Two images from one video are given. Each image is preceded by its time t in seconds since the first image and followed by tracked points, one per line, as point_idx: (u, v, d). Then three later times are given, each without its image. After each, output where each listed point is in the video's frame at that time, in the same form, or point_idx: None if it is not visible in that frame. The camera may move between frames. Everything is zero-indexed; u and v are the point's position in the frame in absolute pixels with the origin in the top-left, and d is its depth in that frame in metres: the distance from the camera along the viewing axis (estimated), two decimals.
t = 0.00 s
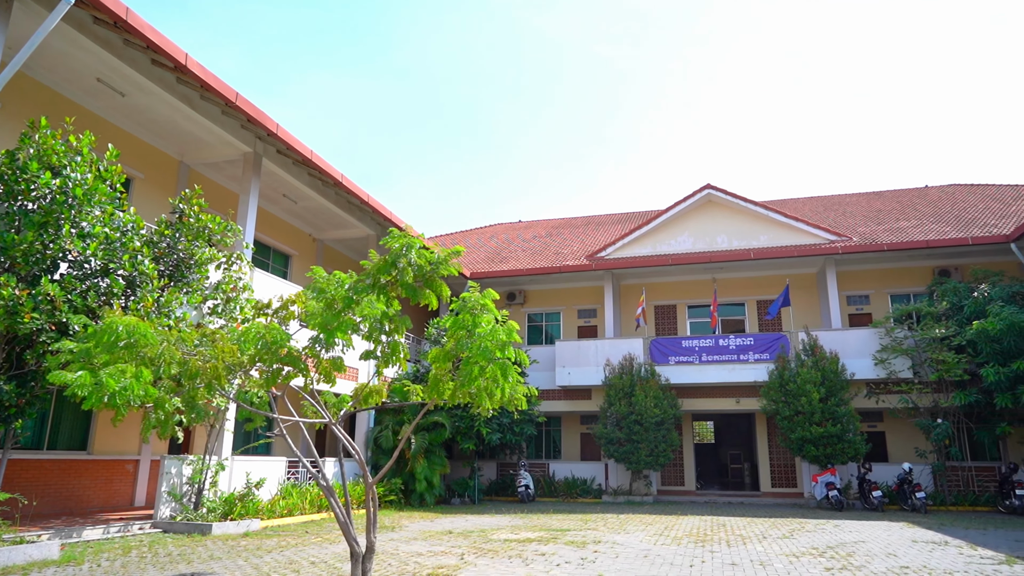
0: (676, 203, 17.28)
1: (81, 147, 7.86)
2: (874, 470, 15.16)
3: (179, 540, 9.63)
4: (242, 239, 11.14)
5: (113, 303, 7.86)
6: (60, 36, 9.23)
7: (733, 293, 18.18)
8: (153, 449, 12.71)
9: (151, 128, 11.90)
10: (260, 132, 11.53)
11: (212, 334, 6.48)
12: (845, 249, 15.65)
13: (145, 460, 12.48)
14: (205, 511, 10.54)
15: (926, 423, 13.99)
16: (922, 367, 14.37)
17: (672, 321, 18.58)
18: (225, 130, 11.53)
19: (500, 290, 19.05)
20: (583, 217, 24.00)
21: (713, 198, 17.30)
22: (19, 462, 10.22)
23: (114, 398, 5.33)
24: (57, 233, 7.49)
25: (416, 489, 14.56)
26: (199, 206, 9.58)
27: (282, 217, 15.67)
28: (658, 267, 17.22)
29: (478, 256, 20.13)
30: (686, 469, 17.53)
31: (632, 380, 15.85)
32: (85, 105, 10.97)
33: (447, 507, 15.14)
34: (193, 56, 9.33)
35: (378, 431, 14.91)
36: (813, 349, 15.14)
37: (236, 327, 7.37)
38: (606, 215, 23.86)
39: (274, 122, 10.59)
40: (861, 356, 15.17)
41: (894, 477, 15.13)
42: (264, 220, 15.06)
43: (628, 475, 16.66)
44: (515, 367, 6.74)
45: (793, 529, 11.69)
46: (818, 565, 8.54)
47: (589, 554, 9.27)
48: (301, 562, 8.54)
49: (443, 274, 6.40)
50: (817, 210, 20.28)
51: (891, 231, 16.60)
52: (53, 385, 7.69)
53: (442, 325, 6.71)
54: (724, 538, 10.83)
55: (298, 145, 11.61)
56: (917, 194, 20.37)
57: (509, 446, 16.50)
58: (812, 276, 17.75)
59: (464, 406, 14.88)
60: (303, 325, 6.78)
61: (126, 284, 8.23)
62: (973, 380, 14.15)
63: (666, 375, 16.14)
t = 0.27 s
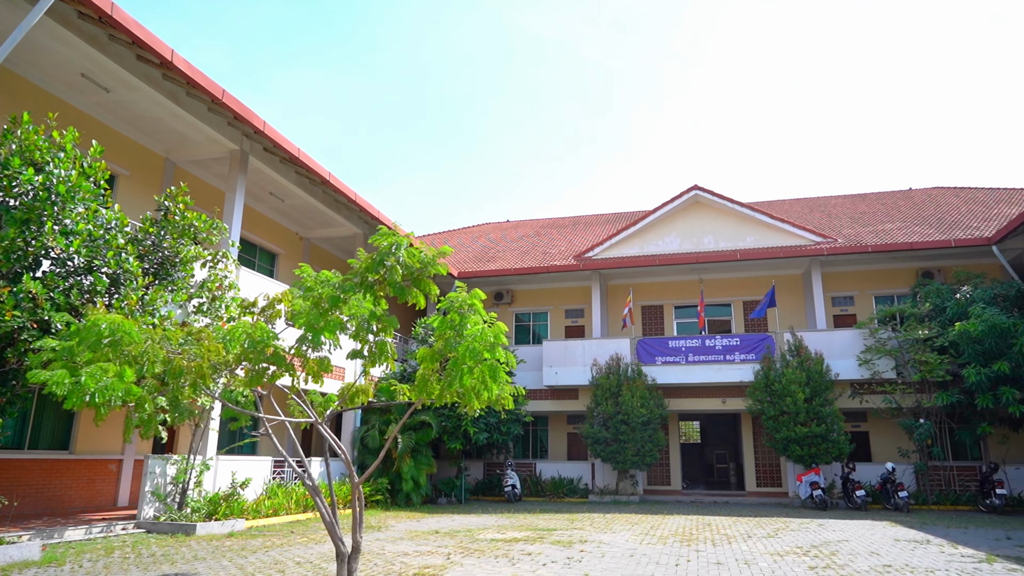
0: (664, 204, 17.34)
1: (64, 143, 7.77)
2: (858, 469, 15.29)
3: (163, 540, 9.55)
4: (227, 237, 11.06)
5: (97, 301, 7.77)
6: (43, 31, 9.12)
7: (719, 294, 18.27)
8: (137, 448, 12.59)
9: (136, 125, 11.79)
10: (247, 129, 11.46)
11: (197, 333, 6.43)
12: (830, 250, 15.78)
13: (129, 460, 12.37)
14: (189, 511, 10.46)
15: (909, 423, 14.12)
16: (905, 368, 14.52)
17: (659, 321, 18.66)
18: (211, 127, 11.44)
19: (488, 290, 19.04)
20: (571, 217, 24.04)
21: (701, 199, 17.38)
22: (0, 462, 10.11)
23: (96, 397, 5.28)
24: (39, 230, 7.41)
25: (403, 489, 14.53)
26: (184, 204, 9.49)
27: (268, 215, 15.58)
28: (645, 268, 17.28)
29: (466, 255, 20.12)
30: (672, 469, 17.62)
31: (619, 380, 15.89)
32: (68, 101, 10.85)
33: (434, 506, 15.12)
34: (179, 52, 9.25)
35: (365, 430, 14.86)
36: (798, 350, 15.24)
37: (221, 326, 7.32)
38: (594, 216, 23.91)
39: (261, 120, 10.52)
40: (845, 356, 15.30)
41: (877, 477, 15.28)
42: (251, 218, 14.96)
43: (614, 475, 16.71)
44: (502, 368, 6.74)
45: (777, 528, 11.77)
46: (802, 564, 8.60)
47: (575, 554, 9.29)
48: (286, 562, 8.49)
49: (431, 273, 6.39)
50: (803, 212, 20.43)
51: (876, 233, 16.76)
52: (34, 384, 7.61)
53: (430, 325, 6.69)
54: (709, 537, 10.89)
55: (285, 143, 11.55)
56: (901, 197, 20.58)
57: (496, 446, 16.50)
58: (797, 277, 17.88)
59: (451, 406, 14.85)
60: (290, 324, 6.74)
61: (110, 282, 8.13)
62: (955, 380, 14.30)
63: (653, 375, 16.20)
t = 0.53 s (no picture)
0: (650, 205, 17.40)
1: (45, 139, 7.68)
2: (840, 469, 15.43)
3: (144, 541, 9.45)
4: (211, 235, 10.97)
5: (78, 299, 7.68)
6: (25, 25, 9.00)
7: (704, 294, 18.38)
8: (119, 448, 12.46)
9: (119, 121, 11.66)
10: (232, 127, 11.37)
11: (181, 332, 6.38)
12: (814, 252, 15.91)
13: (110, 459, 12.23)
14: (172, 511, 10.36)
15: (891, 423, 14.27)
16: (887, 369, 14.68)
17: (645, 321, 18.74)
18: (196, 124, 11.34)
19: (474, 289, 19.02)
20: (557, 217, 24.08)
21: (687, 200, 17.47)
22: None
23: (77, 396, 5.22)
24: (19, 227, 7.32)
25: (388, 488, 14.49)
26: (168, 201, 9.41)
27: (253, 213, 15.46)
28: (631, 268, 17.34)
29: (452, 255, 20.09)
30: (656, 469, 17.71)
31: (604, 380, 15.94)
32: (50, 96, 10.71)
33: (419, 506, 15.10)
34: (163, 48, 9.16)
35: (350, 430, 14.80)
36: (782, 351, 15.35)
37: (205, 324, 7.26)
38: (580, 216, 23.96)
39: (246, 117, 10.45)
40: (828, 357, 15.45)
41: (859, 476, 15.43)
42: (235, 216, 14.85)
43: (599, 475, 16.77)
44: (487, 369, 6.74)
45: (761, 527, 11.86)
46: (785, 563, 8.68)
47: (560, 553, 9.31)
48: (269, 563, 8.44)
49: (417, 273, 6.36)
50: (788, 213, 20.59)
51: (859, 235, 16.93)
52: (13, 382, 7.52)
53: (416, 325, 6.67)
54: (693, 536, 10.95)
55: (271, 141, 11.48)
56: (884, 199, 20.80)
57: (482, 446, 16.50)
58: (781, 278, 18.02)
59: (437, 405, 14.82)
60: (274, 323, 6.70)
61: (92, 280, 8.03)
62: (936, 381, 14.47)
63: (638, 375, 16.27)
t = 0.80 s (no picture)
0: (636, 205, 17.46)
1: (27, 135, 7.58)
2: (823, 468, 15.55)
3: (126, 542, 9.36)
4: (196, 233, 10.87)
5: (59, 297, 7.59)
6: (6, 20, 8.86)
7: (690, 295, 18.47)
8: (100, 447, 12.33)
9: (103, 117, 11.52)
10: (218, 124, 11.27)
11: (164, 330, 6.32)
12: (799, 253, 16.04)
13: (91, 459, 12.10)
14: (154, 511, 10.27)
15: (873, 423, 14.40)
16: (870, 369, 14.81)
17: (631, 321, 18.80)
18: (181, 121, 11.22)
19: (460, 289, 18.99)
20: (544, 217, 24.10)
21: (673, 200, 17.54)
22: None
23: (57, 396, 5.15)
24: None
25: (373, 488, 14.45)
26: (152, 199, 9.32)
27: (238, 210, 15.33)
28: (618, 268, 17.39)
29: (439, 254, 20.04)
30: (642, 468, 17.78)
31: (590, 380, 15.96)
32: (32, 91, 10.56)
33: (405, 506, 15.07)
34: (148, 44, 9.05)
35: (335, 429, 14.73)
36: (766, 351, 15.44)
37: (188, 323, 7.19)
38: (567, 216, 23.99)
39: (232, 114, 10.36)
40: (812, 358, 15.57)
41: (842, 476, 15.55)
42: (220, 213, 14.73)
43: (585, 475, 16.81)
44: (473, 369, 6.73)
45: (745, 526, 11.93)
46: (768, 561, 8.75)
47: (545, 553, 9.32)
48: (253, 563, 8.39)
49: (403, 272, 6.29)
50: (773, 214, 20.74)
51: (843, 237, 17.08)
52: None
53: (403, 325, 6.63)
54: (678, 536, 11.00)
55: (257, 138, 11.40)
56: (868, 201, 21.00)
57: (468, 445, 16.47)
58: (766, 279, 18.14)
59: (423, 405, 14.78)
60: (259, 321, 6.65)
61: (74, 278, 7.95)
62: (918, 382, 14.62)
63: (624, 375, 16.32)
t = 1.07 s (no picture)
0: (623, 206, 17.51)
1: (7, 130, 7.48)
2: (807, 468, 15.67)
3: (108, 542, 9.27)
4: (180, 231, 10.77)
5: (40, 294, 7.51)
6: None
7: (676, 295, 18.55)
8: (82, 447, 12.19)
9: (86, 113, 11.39)
10: (203, 121, 11.18)
11: (147, 329, 6.26)
12: (784, 255, 16.15)
13: (73, 459, 11.97)
14: (137, 511, 10.17)
15: (856, 423, 14.52)
16: (853, 370, 14.96)
17: (617, 321, 18.86)
18: (165, 118, 11.12)
19: (447, 288, 18.96)
20: (532, 217, 24.12)
21: (660, 201, 17.61)
22: None
23: (37, 395, 5.08)
24: None
25: (358, 488, 14.39)
26: (135, 196, 9.23)
27: (224, 208, 15.22)
28: (604, 269, 17.43)
29: (426, 253, 20.00)
30: (627, 468, 17.85)
31: (577, 380, 15.99)
32: (13, 86, 10.42)
33: (390, 505, 15.03)
34: (132, 40, 8.96)
35: (320, 429, 14.67)
36: (751, 351, 15.54)
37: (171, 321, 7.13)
38: (555, 216, 24.02)
39: (217, 112, 10.28)
40: (796, 358, 15.69)
41: (825, 475, 15.68)
42: (205, 211, 14.62)
43: (571, 474, 16.84)
44: (460, 369, 6.72)
45: (730, 526, 12.00)
46: (752, 560, 8.80)
47: (531, 553, 9.33)
48: (237, 563, 8.33)
49: (389, 270, 6.26)
50: (759, 216, 20.88)
51: (827, 238, 17.22)
52: None
53: (389, 325, 6.60)
54: (663, 535, 11.04)
55: (243, 136, 11.31)
56: (852, 203, 21.19)
57: (454, 445, 16.44)
58: (752, 280, 18.26)
59: (409, 404, 14.73)
60: (244, 320, 6.62)
61: (55, 275, 7.88)
62: (901, 382, 14.77)
63: (610, 374, 16.36)
